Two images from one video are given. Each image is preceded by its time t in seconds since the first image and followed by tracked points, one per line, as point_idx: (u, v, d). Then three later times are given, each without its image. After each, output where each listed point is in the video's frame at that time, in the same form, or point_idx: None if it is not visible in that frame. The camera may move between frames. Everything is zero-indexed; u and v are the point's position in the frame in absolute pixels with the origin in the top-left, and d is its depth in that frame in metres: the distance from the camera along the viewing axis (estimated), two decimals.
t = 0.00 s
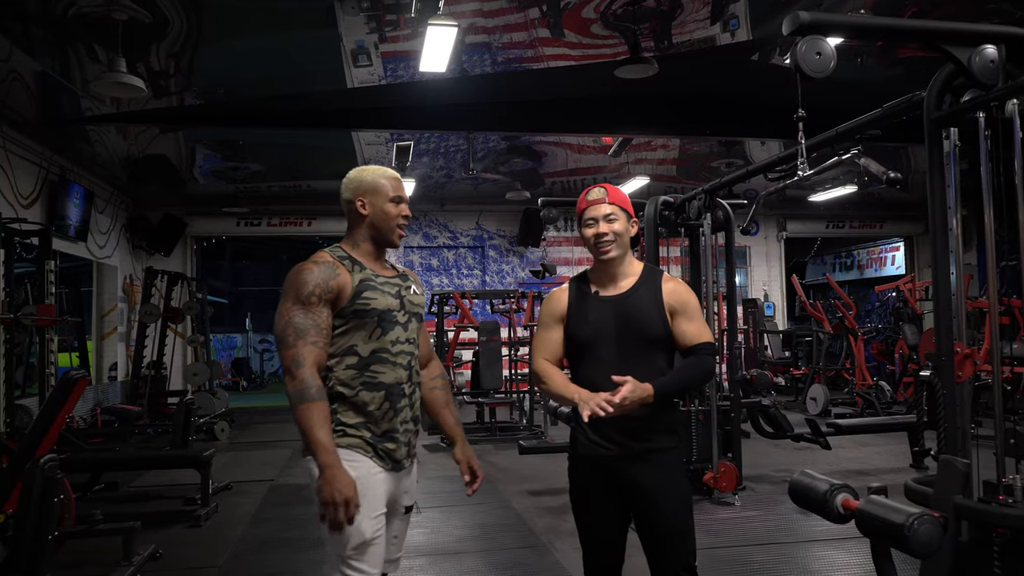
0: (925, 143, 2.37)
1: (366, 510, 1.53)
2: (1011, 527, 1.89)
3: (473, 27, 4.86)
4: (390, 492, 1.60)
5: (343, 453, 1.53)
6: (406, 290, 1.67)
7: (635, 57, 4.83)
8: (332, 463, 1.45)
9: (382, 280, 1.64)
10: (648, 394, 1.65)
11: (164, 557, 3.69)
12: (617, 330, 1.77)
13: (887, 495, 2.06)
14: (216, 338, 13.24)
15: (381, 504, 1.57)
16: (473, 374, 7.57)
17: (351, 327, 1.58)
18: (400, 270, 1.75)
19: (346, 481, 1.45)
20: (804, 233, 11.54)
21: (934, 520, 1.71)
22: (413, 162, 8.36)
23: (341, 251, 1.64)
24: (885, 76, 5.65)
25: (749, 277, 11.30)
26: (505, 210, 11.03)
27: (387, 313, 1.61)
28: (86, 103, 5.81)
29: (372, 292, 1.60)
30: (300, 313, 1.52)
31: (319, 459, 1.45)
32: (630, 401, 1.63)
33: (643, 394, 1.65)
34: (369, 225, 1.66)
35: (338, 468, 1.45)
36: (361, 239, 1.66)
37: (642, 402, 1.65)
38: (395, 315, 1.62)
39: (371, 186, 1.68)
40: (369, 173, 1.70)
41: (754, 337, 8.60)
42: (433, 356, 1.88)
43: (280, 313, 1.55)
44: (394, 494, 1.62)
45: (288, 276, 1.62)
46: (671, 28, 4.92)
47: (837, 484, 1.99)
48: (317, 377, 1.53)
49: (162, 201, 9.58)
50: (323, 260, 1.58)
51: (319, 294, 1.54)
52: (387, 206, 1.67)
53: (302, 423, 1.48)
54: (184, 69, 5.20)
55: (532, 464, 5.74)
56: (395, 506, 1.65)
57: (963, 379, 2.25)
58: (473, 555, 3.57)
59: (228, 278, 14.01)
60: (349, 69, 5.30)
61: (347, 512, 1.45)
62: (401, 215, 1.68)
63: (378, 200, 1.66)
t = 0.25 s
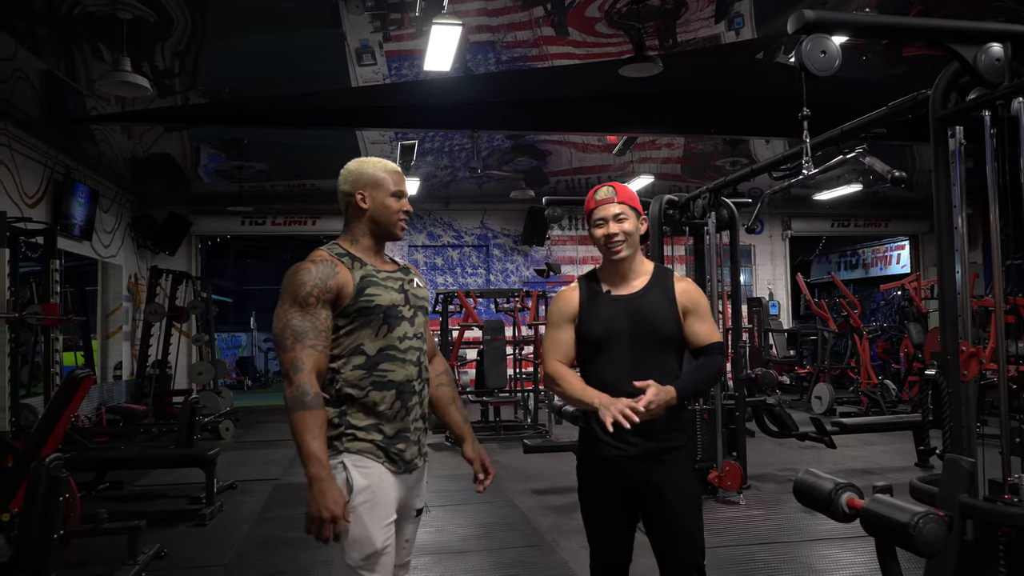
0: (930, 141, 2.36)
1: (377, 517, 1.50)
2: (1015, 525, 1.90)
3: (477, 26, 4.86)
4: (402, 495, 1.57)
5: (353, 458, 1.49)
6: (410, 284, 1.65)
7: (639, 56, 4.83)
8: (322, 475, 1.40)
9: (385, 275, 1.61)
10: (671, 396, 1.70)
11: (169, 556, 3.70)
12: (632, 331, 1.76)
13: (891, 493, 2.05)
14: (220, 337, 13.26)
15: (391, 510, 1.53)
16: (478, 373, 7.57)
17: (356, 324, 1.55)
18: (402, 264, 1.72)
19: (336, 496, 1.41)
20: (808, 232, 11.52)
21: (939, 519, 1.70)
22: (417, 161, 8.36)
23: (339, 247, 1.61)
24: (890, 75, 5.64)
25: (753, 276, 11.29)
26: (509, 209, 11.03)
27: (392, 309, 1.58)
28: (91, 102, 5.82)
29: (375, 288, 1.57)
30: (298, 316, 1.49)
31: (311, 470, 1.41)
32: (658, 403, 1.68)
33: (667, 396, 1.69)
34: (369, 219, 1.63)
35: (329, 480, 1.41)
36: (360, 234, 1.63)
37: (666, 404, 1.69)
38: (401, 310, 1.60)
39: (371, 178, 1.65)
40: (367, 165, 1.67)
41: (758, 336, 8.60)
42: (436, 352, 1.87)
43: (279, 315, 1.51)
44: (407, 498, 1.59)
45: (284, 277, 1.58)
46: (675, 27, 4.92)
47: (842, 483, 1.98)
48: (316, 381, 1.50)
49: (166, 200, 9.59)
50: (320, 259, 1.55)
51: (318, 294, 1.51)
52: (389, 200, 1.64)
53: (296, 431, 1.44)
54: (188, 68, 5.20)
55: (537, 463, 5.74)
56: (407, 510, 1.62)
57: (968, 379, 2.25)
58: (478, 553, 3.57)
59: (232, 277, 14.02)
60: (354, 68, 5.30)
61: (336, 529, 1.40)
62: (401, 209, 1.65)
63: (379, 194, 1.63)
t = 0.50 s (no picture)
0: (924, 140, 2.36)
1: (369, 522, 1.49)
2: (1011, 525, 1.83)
3: (473, 26, 4.86)
4: (397, 499, 1.56)
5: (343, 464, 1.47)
6: (402, 281, 1.62)
7: (635, 56, 4.84)
8: (352, 475, 1.39)
9: (376, 272, 1.58)
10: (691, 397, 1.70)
11: (166, 557, 3.69)
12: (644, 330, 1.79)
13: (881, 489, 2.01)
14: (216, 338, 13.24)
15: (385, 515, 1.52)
16: (475, 372, 7.57)
17: (348, 324, 1.52)
18: (391, 258, 1.68)
19: (369, 494, 1.41)
20: (804, 231, 11.54)
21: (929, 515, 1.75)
22: (414, 161, 8.36)
23: (327, 244, 1.57)
24: (886, 75, 5.65)
25: (749, 275, 11.31)
26: (505, 209, 11.03)
27: (385, 307, 1.55)
28: (87, 103, 5.81)
29: (367, 287, 1.54)
30: (294, 317, 1.45)
31: (336, 472, 1.39)
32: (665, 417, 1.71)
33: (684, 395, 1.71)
34: (358, 214, 1.60)
35: (359, 479, 1.41)
36: (349, 229, 1.60)
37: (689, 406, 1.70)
38: (393, 308, 1.57)
39: (359, 171, 1.61)
40: (354, 156, 1.62)
41: (754, 336, 8.62)
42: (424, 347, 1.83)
43: (273, 317, 1.47)
44: (404, 500, 1.58)
45: (273, 277, 1.53)
46: (671, 27, 4.92)
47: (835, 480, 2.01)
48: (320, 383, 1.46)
49: (162, 200, 9.58)
50: (310, 257, 1.51)
51: (311, 295, 1.47)
52: (378, 193, 1.60)
53: (311, 435, 1.41)
54: (185, 68, 5.19)
55: (533, 463, 5.75)
56: (413, 511, 1.62)
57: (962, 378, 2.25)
58: (474, 553, 3.57)
59: (228, 278, 14.00)
60: (350, 68, 5.30)
61: (376, 525, 1.42)
62: (390, 203, 1.62)
63: (369, 187, 1.59)
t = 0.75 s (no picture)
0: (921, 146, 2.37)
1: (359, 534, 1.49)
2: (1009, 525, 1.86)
3: (471, 32, 4.88)
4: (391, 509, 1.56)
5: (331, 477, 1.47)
6: (395, 287, 1.60)
7: (634, 62, 4.86)
8: (366, 483, 1.37)
9: (367, 279, 1.56)
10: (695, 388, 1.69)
11: (164, 563, 3.69)
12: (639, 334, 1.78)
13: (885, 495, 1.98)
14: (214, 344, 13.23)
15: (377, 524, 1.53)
16: (474, 378, 7.57)
17: (338, 335, 1.51)
18: (385, 262, 1.67)
19: (386, 498, 1.37)
20: (802, 236, 11.57)
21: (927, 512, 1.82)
22: (412, 167, 8.37)
23: (316, 251, 1.57)
24: (883, 80, 5.68)
25: (747, 280, 11.32)
26: (503, 215, 11.04)
27: (375, 316, 1.54)
28: (86, 109, 5.82)
29: (356, 296, 1.52)
30: (287, 329, 1.44)
31: (348, 481, 1.37)
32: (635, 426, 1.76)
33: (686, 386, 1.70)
34: (348, 220, 1.59)
35: (373, 486, 1.37)
36: (339, 235, 1.59)
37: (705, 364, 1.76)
38: (384, 317, 1.55)
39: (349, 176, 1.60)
40: (344, 161, 1.62)
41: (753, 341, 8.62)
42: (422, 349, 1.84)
43: (265, 330, 1.46)
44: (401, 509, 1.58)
45: (262, 288, 1.52)
46: (669, 33, 4.94)
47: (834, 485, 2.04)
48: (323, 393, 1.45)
49: (161, 206, 9.58)
50: (300, 267, 1.50)
51: (303, 306, 1.45)
52: (369, 198, 1.59)
53: (320, 446, 1.39)
54: (184, 74, 5.20)
55: (533, 468, 5.74)
56: (418, 520, 1.61)
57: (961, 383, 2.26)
58: (474, 559, 3.57)
59: (226, 283, 13.99)
60: (348, 74, 5.32)
61: (397, 528, 1.37)
62: (380, 208, 1.61)
63: (359, 191, 1.58)
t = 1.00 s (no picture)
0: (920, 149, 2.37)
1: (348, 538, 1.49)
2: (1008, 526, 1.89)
3: (470, 36, 4.89)
4: (383, 515, 1.54)
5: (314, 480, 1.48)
6: (389, 288, 1.60)
7: (632, 65, 4.88)
8: (318, 496, 1.39)
9: (358, 280, 1.56)
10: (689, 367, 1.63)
11: (163, 566, 3.69)
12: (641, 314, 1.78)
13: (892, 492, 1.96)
14: (213, 346, 13.22)
15: (368, 530, 1.52)
16: (472, 381, 7.57)
17: (326, 336, 1.51)
18: (386, 263, 1.67)
19: (335, 514, 1.40)
20: (800, 239, 11.58)
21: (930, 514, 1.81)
22: (411, 170, 8.38)
23: (312, 253, 1.58)
24: (881, 83, 5.69)
25: (746, 283, 11.33)
26: (502, 217, 11.05)
27: (364, 317, 1.53)
28: (85, 111, 5.82)
29: (344, 297, 1.52)
30: (268, 332, 1.47)
31: (301, 492, 1.40)
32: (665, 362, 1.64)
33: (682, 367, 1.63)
34: (346, 224, 1.59)
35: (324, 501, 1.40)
36: (338, 239, 1.60)
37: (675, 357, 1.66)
38: (374, 318, 1.55)
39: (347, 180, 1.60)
40: (342, 164, 1.62)
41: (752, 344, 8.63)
42: (439, 350, 1.85)
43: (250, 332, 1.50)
44: (396, 515, 1.56)
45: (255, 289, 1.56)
46: (667, 36, 4.95)
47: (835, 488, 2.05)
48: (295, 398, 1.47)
49: (160, 208, 9.58)
50: (289, 269, 1.52)
51: (284, 308, 1.47)
52: (367, 202, 1.59)
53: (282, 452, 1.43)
54: (183, 77, 5.20)
55: (532, 471, 5.75)
56: (414, 526, 1.59)
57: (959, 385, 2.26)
58: (473, 562, 3.57)
59: (225, 286, 13.99)
60: (347, 77, 5.32)
61: (341, 546, 1.41)
62: (379, 210, 1.60)
63: (356, 195, 1.58)
